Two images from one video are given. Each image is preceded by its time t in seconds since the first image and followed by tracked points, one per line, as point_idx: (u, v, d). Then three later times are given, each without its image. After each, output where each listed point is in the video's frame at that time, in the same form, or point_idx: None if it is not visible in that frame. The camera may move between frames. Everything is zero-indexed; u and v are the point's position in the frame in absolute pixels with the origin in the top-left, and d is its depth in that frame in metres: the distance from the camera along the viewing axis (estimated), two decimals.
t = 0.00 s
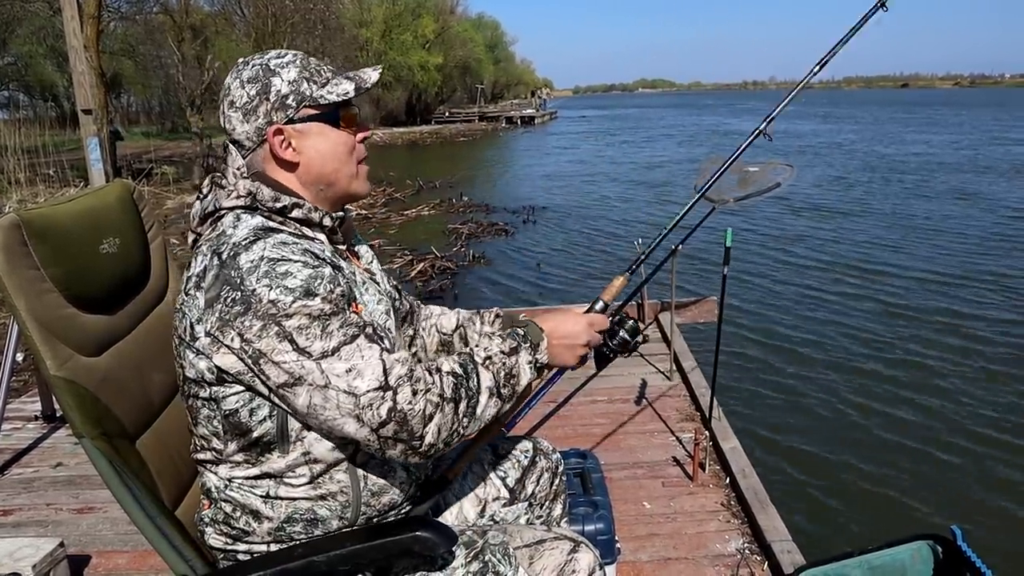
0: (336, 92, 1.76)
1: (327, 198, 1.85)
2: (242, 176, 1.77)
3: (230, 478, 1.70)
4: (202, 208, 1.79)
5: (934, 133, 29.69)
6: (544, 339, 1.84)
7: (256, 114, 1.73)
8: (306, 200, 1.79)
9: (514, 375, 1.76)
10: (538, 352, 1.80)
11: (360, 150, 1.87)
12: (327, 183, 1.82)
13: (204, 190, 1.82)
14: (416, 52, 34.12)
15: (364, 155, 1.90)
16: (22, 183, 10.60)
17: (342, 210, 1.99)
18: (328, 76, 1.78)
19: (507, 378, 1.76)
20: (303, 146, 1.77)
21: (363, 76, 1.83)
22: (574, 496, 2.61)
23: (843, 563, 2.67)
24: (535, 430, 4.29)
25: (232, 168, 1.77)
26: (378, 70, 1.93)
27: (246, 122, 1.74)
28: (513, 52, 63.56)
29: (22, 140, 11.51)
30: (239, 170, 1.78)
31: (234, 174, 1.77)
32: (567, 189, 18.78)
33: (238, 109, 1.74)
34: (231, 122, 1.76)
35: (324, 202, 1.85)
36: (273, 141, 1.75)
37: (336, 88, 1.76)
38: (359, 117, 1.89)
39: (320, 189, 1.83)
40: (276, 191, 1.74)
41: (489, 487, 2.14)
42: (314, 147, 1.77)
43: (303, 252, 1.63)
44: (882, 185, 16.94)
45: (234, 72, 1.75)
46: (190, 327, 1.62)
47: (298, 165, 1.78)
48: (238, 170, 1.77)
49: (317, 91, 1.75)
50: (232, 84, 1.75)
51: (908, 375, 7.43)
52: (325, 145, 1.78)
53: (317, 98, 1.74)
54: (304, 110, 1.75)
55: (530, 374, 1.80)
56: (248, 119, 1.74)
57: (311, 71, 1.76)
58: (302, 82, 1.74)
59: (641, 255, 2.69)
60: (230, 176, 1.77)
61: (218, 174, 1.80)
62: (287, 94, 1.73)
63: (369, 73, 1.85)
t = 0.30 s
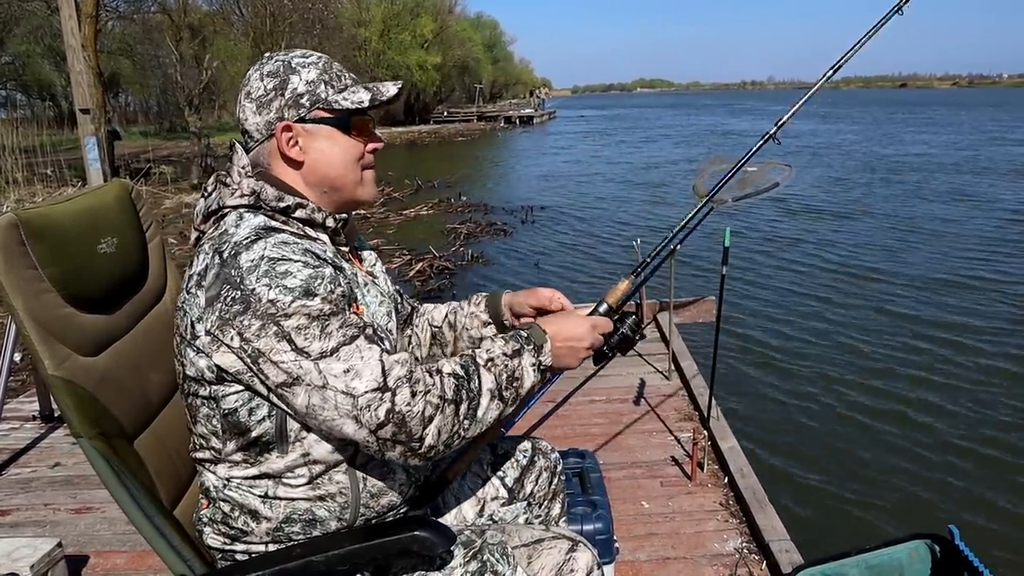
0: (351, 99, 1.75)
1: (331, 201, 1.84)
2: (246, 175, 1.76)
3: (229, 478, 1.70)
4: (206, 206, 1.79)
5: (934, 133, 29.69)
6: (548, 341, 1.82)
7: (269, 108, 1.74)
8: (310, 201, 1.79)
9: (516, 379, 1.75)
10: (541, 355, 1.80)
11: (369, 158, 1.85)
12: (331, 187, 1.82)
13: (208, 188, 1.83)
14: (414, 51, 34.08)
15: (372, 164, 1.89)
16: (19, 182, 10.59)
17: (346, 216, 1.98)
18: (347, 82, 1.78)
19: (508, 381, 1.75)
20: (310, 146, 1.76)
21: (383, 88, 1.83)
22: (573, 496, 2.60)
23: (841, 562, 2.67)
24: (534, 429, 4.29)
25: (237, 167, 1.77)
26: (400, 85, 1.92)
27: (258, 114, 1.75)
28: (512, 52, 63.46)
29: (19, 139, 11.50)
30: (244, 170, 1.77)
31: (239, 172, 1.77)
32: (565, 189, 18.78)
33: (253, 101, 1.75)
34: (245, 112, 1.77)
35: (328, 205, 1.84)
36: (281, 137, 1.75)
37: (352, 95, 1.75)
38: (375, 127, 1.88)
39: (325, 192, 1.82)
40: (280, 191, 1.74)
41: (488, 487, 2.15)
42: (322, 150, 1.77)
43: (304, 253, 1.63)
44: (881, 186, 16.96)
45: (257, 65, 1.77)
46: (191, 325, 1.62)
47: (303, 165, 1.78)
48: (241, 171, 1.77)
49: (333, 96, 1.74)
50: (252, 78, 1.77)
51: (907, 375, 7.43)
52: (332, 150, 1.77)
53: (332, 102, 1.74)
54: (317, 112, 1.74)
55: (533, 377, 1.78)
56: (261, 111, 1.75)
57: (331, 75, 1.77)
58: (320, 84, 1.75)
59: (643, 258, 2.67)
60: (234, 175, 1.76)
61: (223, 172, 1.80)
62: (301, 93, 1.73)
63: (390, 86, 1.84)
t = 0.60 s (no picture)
0: (362, 103, 1.75)
1: (335, 202, 1.84)
2: (254, 175, 1.77)
3: (229, 477, 1.70)
4: (211, 205, 1.79)
5: (935, 133, 29.66)
6: (541, 345, 1.82)
7: (279, 107, 1.74)
8: (316, 203, 1.78)
9: (509, 387, 1.74)
10: (536, 362, 1.79)
11: (375, 163, 1.86)
12: (335, 189, 1.81)
13: (215, 186, 1.83)
14: (415, 51, 34.02)
15: (377, 169, 1.89)
16: (20, 182, 10.60)
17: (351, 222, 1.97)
18: (358, 86, 1.78)
19: (501, 390, 1.73)
20: (316, 147, 1.76)
21: (392, 94, 1.83)
22: (573, 495, 2.60)
23: (842, 562, 2.66)
24: (534, 429, 4.29)
25: (245, 166, 1.78)
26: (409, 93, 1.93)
27: (268, 113, 1.76)
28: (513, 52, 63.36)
29: (20, 139, 11.50)
30: (250, 171, 1.77)
31: (246, 172, 1.77)
32: (566, 189, 18.79)
33: (265, 98, 1.76)
34: (256, 109, 1.78)
35: (333, 208, 1.84)
36: (289, 137, 1.75)
37: (362, 99, 1.76)
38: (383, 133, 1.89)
39: (330, 194, 1.82)
40: (287, 193, 1.74)
41: (489, 486, 2.15)
42: (329, 152, 1.77)
43: (304, 257, 1.62)
44: (882, 186, 16.95)
45: (270, 66, 1.78)
46: (192, 325, 1.62)
47: (309, 165, 1.78)
48: (250, 171, 1.77)
49: (342, 97, 1.74)
50: (265, 77, 1.78)
51: (908, 375, 7.43)
52: (340, 151, 1.78)
53: (342, 104, 1.74)
54: (326, 113, 1.74)
55: (528, 384, 1.77)
56: (271, 110, 1.75)
57: (343, 78, 1.77)
58: (331, 86, 1.75)
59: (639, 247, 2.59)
60: (242, 175, 1.77)
61: (230, 173, 1.80)
62: (312, 93, 1.73)
63: (399, 93, 1.85)
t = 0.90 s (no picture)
0: (346, 99, 1.74)
1: (332, 204, 1.83)
2: (253, 177, 1.78)
3: (229, 479, 1.70)
4: (209, 207, 1.80)
5: (936, 133, 29.63)
6: (603, 339, 1.79)
7: (266, 112, 1.76)
8: (313, 206, 1.78)
9: (554, 380, 1.70)
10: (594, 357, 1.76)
11: (370, 159, 1.83)
12: (330, 189, 1.80)
13: (213, 187, 1.84)
14: (416, 52, 34.09)
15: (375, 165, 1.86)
16: (22, 182, 10.63)
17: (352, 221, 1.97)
18: (343, 82, 1.77)
19: (544, 383, 1.69)
20: (306, 148, 1.76)
21: (378, 86, 1.80)
22: (574, 496, 2.60)
23: (843, 563, 2.66)
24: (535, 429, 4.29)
25: (243, 168, 1.79)
26: (403, 83, 1.91)
27: (257, 118, 1.77)
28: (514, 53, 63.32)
29: (22, 139, 11.51)
30: (250, 170, 1.80)
31: (245, 174, 1.78)
32: (567, 189, 18.79)
33: (252, 104, 1.77)
34: (245, 116, 1.79)
35: (330, 210, 1.83)
36: (277, 140, 1.75)
37: (346, 95, 1.74)
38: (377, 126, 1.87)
39: (325, 195, 1.81)
40: (285, 196, 1.75)
41: (490, 486, 2.15)
42: (319, 152, 1.76)
43: (307, 256, 1.62)
44: (883, 187, 16.95)
45: (254, 72, 1.79)
46: (193, 329, 1.63)
47: (300, 166, 1.77)
48: (249, 172, 1.79)
49: (326, 96, 1.73)
50: (251, 83, 1.79)
51: (909, 376, 7.43)
52: (330, 150, 1.77)
53: (326, 102, 1.73)
54: (312, 112, 1.74)
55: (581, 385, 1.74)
56: (259, 115, 1.77)
57: (326, 75, 1.76)
58: (315, 85, 1.74)
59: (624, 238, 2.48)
60: (241, 177, 1.78)
61: (229, 176, 1.81)
62: (296, 95, 1.73)
63: (385, 83, 1.83)
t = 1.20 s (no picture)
0: (323, 93, 1.75)
1: (324, 202, 1.84)
2: (244, 179, 1.81)
3: (228, 481, 1.70)
4: (205, 210, 1.82)
5: (940, 133, 29.52)
6: (546, 335, 1.80)
7: (246, 119, 1.76)
8: (307, 206, 1.79)
9: (506, 385, 1.71)
10: (540, 353, 1.78)
11: (358, 150, 1.83)
12: (321, 185, 1.81)
13: (210, 190, 1.87)
14: (419, 51, 34.12)
15: (365, 156, 1.86)
16: (24, 182, 10.63)
17: (350, 218, 1.97)
18: (320, 76, 1.77)
19: (497, 390, 1.70)
20: (291, 148, 1.76)
21: (354, 76, 1.80)
22: (577, 496, 2.61)
23: (845, 563, 2.66)
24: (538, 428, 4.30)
25: (235, 171, 1.81)
26: (381, 67, 1.90)
27: (240, 126, 1.78)
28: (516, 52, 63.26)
29: (25, 138, 11.51)
30: (241, 174, 1.81)
31: (237, 177, 1.81)
32: (569, 189, 18.78)
33: (233, 113, 1.78)
34: (229, 125, 1.81)
35: (325, 208, 1.84)
36: (261, 144, 1.76)
37: (324, 88, 1.75)
38: (359, 115, 1.87)
39: (316, 192, 1.81)
40: (276, 197, 1.76)
41: (492, 486, 2.15)
42: (303, 150, 1.77)
43: (291, 264, 1.62)
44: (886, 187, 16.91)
45: (231, 81, 1.80)
46: (182, 333, 1.63)
47: (288, 168, 1.78)
48: (240, 174, 1.81)
49: (304, 92, 1.74)
50: (230, 91, 1.79)
51: (911, 376, 7.42)
52: (313, 147, 1.77)
53: (304, 99, 1.74)
54: (291, 111, 1.74)
55: (531, 384, 1.75)
56: (241, 123, 1.78)
57: (303, 72, 1.77)
58: (291, 83, 1.75)
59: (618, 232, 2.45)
60: (232, 179, 1.82)
61: (224, 180, 1.84)
62: (274, 96, 1.74)
63: (363, 71, 1.84)
